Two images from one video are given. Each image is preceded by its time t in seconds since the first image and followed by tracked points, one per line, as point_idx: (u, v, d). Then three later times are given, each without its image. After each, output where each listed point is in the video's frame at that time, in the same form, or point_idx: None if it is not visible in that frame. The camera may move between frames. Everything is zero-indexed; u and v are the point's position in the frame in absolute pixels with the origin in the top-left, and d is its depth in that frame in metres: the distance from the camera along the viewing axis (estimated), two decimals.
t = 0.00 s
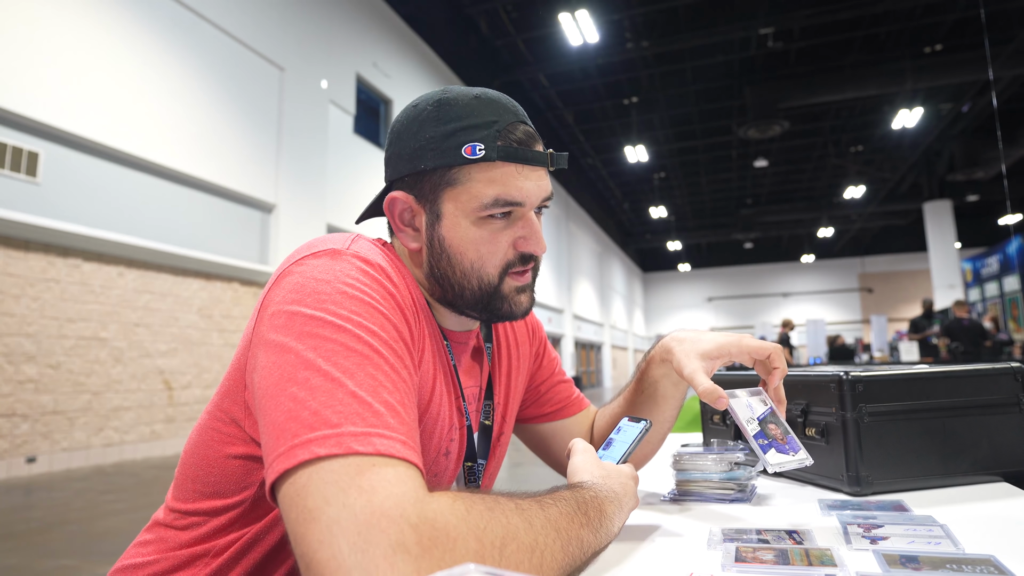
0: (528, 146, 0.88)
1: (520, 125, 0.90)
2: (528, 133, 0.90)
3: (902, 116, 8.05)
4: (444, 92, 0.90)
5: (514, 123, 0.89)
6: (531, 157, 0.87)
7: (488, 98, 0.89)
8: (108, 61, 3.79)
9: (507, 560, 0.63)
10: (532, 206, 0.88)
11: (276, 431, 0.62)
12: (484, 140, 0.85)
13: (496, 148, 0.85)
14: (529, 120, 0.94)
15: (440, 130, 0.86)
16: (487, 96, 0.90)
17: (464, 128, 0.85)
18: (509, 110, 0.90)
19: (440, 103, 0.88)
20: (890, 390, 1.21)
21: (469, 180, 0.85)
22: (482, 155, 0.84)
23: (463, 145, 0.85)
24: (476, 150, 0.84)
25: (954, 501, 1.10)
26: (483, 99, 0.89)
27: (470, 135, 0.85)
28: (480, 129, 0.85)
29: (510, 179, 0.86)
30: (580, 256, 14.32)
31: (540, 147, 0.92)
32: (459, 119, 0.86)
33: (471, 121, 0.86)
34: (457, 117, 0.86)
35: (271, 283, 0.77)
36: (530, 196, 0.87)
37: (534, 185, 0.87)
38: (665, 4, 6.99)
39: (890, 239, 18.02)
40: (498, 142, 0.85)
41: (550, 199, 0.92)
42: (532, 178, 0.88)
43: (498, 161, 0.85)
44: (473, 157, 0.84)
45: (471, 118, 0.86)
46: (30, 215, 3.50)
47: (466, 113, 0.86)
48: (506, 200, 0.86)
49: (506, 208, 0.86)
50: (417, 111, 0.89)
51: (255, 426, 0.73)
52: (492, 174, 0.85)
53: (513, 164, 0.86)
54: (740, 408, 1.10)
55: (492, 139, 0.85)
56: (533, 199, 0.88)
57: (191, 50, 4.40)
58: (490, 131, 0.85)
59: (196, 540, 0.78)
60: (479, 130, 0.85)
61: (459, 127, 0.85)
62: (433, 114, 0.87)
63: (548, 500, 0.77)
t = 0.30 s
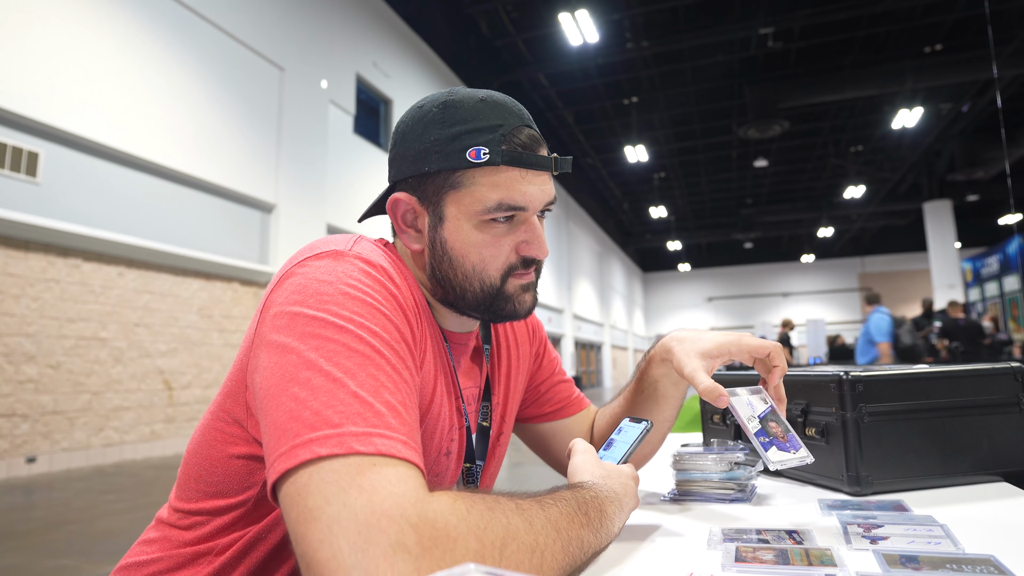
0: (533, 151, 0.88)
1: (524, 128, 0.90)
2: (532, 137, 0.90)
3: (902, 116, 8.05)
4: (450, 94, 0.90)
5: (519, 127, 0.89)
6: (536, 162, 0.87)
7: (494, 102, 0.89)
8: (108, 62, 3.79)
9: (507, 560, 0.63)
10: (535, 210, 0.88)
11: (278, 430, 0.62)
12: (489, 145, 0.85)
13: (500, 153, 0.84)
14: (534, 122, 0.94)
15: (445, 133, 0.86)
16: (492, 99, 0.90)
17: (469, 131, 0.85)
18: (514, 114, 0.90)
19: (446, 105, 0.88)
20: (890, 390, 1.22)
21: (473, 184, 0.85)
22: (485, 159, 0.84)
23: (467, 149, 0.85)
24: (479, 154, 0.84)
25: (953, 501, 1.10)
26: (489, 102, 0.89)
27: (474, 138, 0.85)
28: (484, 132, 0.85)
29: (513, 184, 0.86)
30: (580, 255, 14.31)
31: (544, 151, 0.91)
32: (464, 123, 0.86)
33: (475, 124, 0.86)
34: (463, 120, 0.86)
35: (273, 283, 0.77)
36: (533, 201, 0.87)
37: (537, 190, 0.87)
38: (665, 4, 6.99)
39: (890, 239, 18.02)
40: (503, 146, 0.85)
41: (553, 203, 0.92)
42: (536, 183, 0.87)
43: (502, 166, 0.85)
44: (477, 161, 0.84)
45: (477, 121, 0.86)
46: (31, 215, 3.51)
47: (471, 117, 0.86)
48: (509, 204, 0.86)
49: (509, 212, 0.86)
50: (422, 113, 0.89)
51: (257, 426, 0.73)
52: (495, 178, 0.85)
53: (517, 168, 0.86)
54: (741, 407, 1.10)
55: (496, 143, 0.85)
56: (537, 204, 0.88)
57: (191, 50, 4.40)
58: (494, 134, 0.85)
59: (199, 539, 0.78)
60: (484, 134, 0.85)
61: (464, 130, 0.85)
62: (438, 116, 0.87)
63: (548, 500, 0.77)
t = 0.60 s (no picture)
0: (533, 152, 0.88)
1: (525, 129, 0.90)
2: (533, 137, 0.90)
3: (902, 116, 8.05)
4: (450, 94, 0.90)
5: (519, 127, 0.89)
6: (536, 163, 0.87)
7: (494, 102, 0.90)
8: (108, 62, 3.79)
9: (507, 560, 0.64)
10: (536, 210, 0.88)
11: (278, 431, 0.62)
12: (489, 145, 0.85)
13: (500, 153, 0.84)
14: (534, 123, 0.94)
15: (445, 133, 0.86)
16: (492, 99, 0.90)
17: (469, 131, 0.85)
18: (514, 114, 0.90)
19: (446, 106, 0.88)
20: (890, 390, 1.21)
21: (473, 184, 0.85)
22: (486, 159, 0.84)
23: (467, 149, 0.85)
24: (480, 154, 0.84)
25: (953, 501, 1.10)
26: (489, 103, 0.88)
27: (475, 139, 0.85)
28: (485, 132, 0.85)
29: (514, 184, 0.86)
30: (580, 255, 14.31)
31: (544, 152, 0.91)
32: (464, 123, 0.86)
33: (475, 124, 0.86)
34: (462, 121, 0.86)
35: (273, 284, 0.77)
36: (533, 202, 0.87)
37: (538, 191, 0.87)
38: (666, 4, 6.98)
39: (890, 239, 18.03)
40: (503, 147, 0.85)
41: (553, 204, 0.92)
42: (536, 184, 0.87)
43: (502, 166, 0.85)
44: (477, 161, 0.84)
45: (477, 122, 0.86)
46: (30, 214, 3.50)
47: (471, 117, 0.86)
48: (509, 205, 0.86)
49: (510, 213, 0.86)
50: (422, 113, 0.89)
51: (256, 427, 0.73)
52: (495, 179, 0.85)
53: (518, 169, 0.86)
54: (742, 407, 1.10)
55: (497, 143, 0.85)
56: (537, 204, 0.88)
57: (191, 50, 4.40)
58: (494, 135, 0.85)
59: (200, 539, 0.78)
60: (484, 134, 0.85)
61: (464, 130, 0.85)
62: (438, 116, 0.87)
63: (548, 500, 0.77)
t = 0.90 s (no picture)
0: (534, 152, 0.88)
1: (525, 128, 0.90)
2: (533, 137, 0.90)
3: (902, 116, 8.04)
4: (451, 94, 0.90)
5: (519, 127, 0.89)
6: (537, 162, 0.87)
7: (494, 102, 0.90)
8: (109, 61, 3.80)
9: (507, 561, 0.64)
10: (536, 210, 0.88)
11: (278, 431, 0.62)
12: (490, 144, 0.85)
13: (501, 153, 0.84)
14: (534, 122, 0.94)
15: (446, 133, 0.86)
16: (492, 98, 0.90)
17: (469, 131, 0.85)
18: (515, 113, 0.90)
19: (446, 105, 0.88)
20: (890, 390, 1.22)
21: (474, 184, 0.85)
22: (486, 159, 0.84)
23: (468, 149, 0.85)
24: (481, 154, 0.84)
25: (953, 501, 1.10)
26: (490, 102, 0.89)
27: (475, 138, 0.85)
28: (485, 132, 0.85)
29: (515, 184, 0.86)
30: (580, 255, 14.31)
31: (545, 151, 0.91)
32: (465, 122, 0.86)
33: (476, 123, 0.86)
34: (463, 120, 0.86)
35: (273, 284, 0.77)
36: (534, 201, 0.87)
37: (539, 190, 0.87)
38: (666, 4, 6.98)
39: (890, 239, 18.03)
40: (504, 146, 0.85)
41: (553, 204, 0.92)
42: (536, 183, 0.87)
43: (503, 166, 0.85)
44: (478, 161, 0.84)
45: (477, 122, 0.86)
46: (30, 214, 3.50)
47: (471, 116, 0.86)
48: (510, 204, 0.86)
49: (511, 212, 0.86)
50: (423, 113, 0.89)
51: (256, 427, 0.73)
52: (495, 178, 0.85)
53: (518, 169, 0.86)
54: (741, 407, 1.10)
55: (498, 143, 0.85)
56: (537, 204, 0.88)
57: (192, 50, 4.40)
58: (494, 134, 0.85)
59: (200, 539, 0.78)
60: (485, 134, 0.85)
61: (464, 131, 0.85)
62: (439, 115, 0.87)
63: (548, 500, 0.77)
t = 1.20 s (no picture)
0: (537, 151, 0.88)
1: (526, 126, 0.90)
2: (535, 134, 0.91)
3: (902, 116, 8.05)
4: (452, 93, 0.90)
5: (521, 125, 0.89)
6: (540, 161, 0.88)
7: (495, 100, 0.90)
8: (108, 61, 3.79)
9: (507, 560, 0.64)
10: (539, 207, 0.89)
11: (279, 431, 0.62)
12: (493, 144, 0.85)
13: (505, 152, 0.85)
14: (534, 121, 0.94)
15: (448, 133, 0.86)
16: (493, 97, 0.90)
17: (472, 130, 0.86)
18: (516, 113, 0.90)
19: (448, 104, 0.88)
20: (890, 390, 1.22)
21: (479, 183, 0.85)
22: (491, 158, 0.85)
23: (472, 148, 0.85)
24: (485, 153, 0.85)
25: (953, 501, 1.10)
26: (490, 101, 0.89)
27: (479, 137, 0.85)
28: (488, 131, 0.86)
29: (519, 182, 0.86)
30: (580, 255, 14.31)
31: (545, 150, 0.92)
32: (467, 122, 0.86)
33: (479, 122, 0.86)
34: (466, 120, 0.86)
35: (274, 284, 0.77)
36: (537, 199, 0.88)
37: (541, 187, 0.88)
38: (666, 4, 6.98)
39: (890, 239, 18.03)
40: (507, 145, 0.86)
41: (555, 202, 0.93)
42: (539, 181, 0.88)
43: (507, 164, 0.85)
44: (482, 160, 0.85)
45: (480, 121, 0.86)
46: (30, 214, 3.50)
47: (474, 116, 0.87)
48: (514, 202, 0.86)
49: (514, 211, 0.87)
50: (423, 112, 0.89)
51: (257, 427, 0.73)
52: (500, 178, 0.85)
53: (521, 167, 0.86)
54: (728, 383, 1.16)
55: (501, 142, 0.85)
56: (540, 201, 0.89)
57: (192, 50, 4.40)
58: (498, 133, 0.86)
59: (202, 539, 0.78)
60: (489, 133, 0.86)
61: (468, 130, 0.86)
62: (440, 115, 0.87)
63: (547, 500, 0.77)
